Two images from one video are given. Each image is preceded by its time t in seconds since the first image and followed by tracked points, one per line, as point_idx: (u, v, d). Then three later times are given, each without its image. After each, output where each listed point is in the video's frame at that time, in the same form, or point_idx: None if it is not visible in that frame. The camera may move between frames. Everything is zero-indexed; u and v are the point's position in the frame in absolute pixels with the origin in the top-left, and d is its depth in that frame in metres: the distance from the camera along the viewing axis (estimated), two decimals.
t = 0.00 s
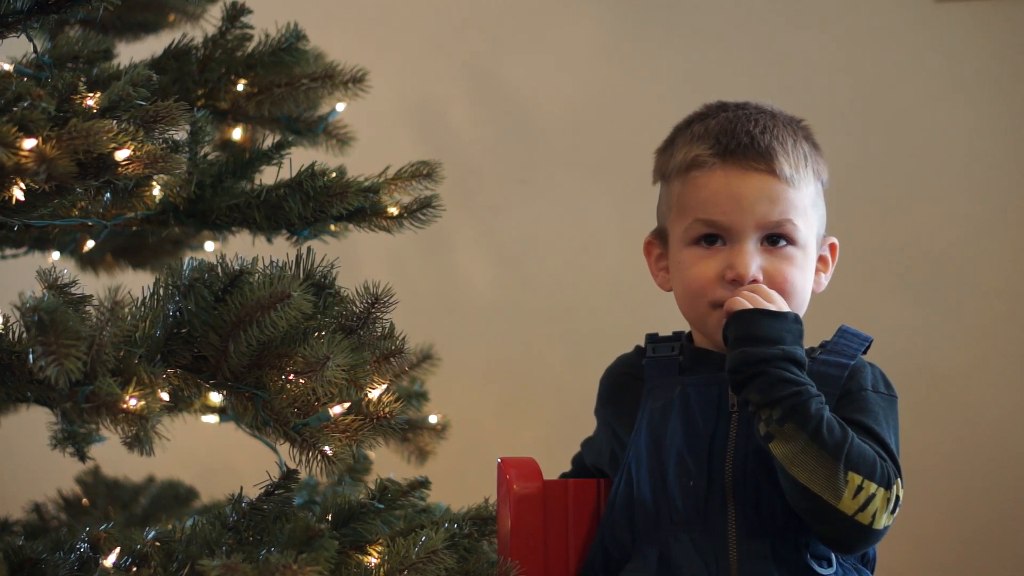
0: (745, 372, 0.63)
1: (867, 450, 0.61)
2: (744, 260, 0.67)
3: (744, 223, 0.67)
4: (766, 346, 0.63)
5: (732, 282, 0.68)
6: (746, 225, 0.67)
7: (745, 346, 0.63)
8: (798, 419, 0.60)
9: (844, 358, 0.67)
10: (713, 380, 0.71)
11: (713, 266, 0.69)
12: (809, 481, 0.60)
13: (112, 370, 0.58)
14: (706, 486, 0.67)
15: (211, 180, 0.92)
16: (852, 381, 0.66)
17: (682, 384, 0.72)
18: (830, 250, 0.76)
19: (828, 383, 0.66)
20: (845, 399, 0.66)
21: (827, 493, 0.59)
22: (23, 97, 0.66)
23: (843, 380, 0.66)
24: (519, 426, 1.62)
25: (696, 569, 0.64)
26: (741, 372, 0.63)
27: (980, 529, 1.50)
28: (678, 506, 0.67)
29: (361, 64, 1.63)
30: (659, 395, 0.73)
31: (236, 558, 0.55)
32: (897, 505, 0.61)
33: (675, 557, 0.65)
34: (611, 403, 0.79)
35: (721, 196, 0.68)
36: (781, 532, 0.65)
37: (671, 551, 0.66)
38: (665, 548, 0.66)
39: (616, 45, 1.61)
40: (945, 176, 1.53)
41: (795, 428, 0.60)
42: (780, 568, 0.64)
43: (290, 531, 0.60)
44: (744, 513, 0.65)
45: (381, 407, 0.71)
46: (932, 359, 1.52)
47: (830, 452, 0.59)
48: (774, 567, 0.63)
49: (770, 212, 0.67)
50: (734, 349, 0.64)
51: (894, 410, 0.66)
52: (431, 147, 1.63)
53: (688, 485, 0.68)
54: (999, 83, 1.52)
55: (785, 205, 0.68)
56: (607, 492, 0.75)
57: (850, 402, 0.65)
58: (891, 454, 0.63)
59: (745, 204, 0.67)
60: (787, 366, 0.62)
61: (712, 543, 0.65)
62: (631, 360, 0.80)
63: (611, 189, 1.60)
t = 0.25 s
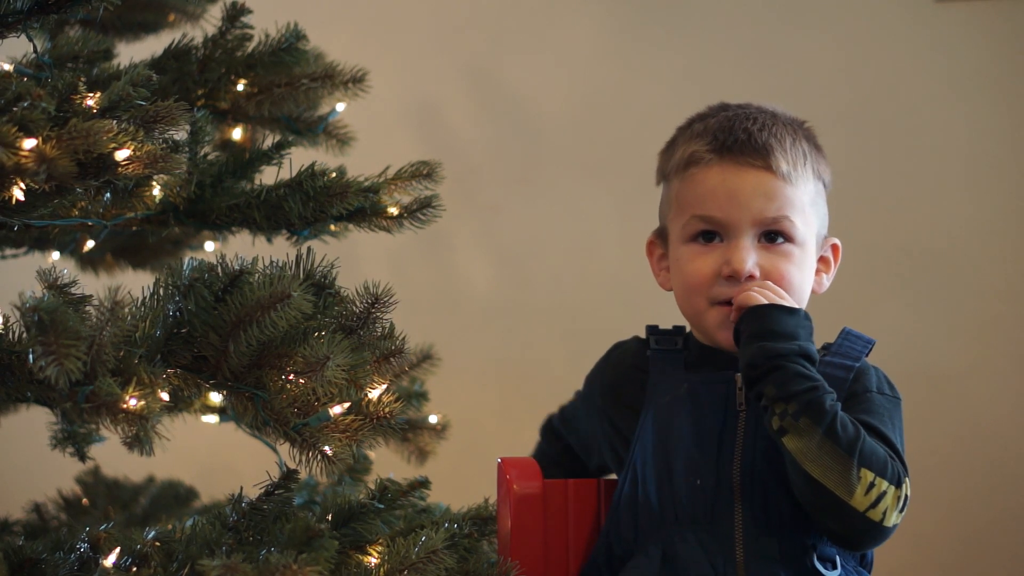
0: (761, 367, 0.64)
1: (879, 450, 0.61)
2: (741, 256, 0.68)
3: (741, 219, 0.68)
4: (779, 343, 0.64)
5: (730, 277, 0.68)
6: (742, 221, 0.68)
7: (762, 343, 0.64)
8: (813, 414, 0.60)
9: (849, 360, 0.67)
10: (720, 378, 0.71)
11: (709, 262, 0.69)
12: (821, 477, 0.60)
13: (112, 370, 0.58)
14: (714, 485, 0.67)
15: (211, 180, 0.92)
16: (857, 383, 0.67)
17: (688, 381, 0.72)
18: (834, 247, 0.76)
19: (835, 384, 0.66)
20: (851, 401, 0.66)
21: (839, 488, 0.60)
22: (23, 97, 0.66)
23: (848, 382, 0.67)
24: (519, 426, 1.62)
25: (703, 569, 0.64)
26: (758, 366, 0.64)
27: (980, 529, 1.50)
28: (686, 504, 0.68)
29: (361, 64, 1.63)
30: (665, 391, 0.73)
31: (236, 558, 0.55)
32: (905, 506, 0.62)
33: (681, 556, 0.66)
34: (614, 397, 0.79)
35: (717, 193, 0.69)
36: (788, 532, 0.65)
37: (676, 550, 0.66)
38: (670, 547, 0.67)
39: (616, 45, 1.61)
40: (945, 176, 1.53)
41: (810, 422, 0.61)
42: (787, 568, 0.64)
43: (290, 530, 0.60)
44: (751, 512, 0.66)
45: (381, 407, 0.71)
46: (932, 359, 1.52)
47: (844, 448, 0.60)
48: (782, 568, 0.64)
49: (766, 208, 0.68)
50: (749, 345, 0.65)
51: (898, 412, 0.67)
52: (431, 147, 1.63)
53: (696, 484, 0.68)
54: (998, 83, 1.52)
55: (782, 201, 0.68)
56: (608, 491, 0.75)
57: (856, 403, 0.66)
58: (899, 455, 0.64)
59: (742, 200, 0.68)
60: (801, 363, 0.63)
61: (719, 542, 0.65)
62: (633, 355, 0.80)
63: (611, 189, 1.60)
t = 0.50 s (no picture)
0: (774, 365, 0.67)
1: (887, 450, 0.65)
2: (740, 249, 0.72)
3: (742, 213, 0.72)
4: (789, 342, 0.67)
5: (729, 270, 0.72)
6: (744, 216, 0.72)
7: (773, 341, 0.68)
8: (826, 413, 0.64)
9: (848, 362, 0.70)
10: (721, 378, 0.73)
11: (710, 254, 0.73)
12: (833, 474, 0.64)
13: (112, 370, 0.58)
14: (718, 488, 0.70)
15: (211, 180, 0.92)
16: (858, 384, 0.70)
17: (688, 380, 0.74)
18: (834, 250, 0.79)
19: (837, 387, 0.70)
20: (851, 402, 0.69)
21: (851, 485, 0.63)
22: (23, 97, 0.66)
23: (850, 383, 0.70)
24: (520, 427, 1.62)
25: (705, 569, 0.67)
26: (771, 364, 0.67)
27: (980, 530, 1.50)
28: (688, 506, 0.70)
29: (361, 64, 1.63)
30: (665, 390, 0.74)
31: (236, 558, 0.55)
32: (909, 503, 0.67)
33: (685, 557, 0.68)
34: (611, 394, 0.80)
35: (720, 187, 0.73)
36: (787, 535, 0.69)
37: (679, 552, 0.69)
38: (673, 547, 0.69)
39: (615, 45, 1.61)
40: (945, 176, 1.53)
41: (823, 421, 0.64)
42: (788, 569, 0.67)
43: (290, 531, 0.60)
44: (753, 516, 0.69)
45: (381, 407, 0.71)
46: (933, 360, 1.52)
47: (856, 447, 0.64)
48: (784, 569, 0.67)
49: (767, 203, 0.72)
50: (759, 343, 0.68)
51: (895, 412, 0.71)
52: (431, 147, 1.63)
53: (698, 486, 0.70)
54: (998, 83, 1.52)
55: (783, 198, 0.73)
56: (606, 489, 0.76)
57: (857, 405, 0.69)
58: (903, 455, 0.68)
59: (744, 194, 0.72)
60: (812, 361, 0.67)
61: (721, 545, 0.68)
62: (632, 353, 0.81)
63: (611, 189, 1.60)
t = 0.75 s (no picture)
0: (789, 361, 0.69)
1: (896, 445, 0.69)
2: (739, 249, 0.74)
3: (740, 213, 0.74)
4: (801, 335, 0.70)
5: (727, 269, 0.74)
6: (742, 215, 0.74)
7: (788, 335, 0.70)
8: (841, 407, 0.67)
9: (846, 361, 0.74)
10: (721, 378, 0.75)
11: (708, 253, 0.75)
12: (848, 467, 0.67)
13: (112, 370, 0.58)
14: (724, 489, 0.72)
15: (211, 180, 0.92)
16: (857, 383, 0.74)
17: (686, 379, 0.76)
18: (825, 250, 0.81)
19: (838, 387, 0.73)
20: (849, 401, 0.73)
21: (864, 477, 0.67)
22: (23, 97, 0.66)
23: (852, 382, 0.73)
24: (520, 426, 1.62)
25: (712, 569, 0.69)
26: (786, 359, 0.69)
27: (979, 530, 1.50)
28: (693, 506, 0.72)
29: (361, 64, 1.63)
30: (663, 389, 0.76)
31: (236, 558, 0.55)
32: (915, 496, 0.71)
33: (691, 558, 0.70)
34: (610, 393, 0.80)
35: (719, 186, 0.75)
36: (791, 533, 0.71)
37: (685, 552, 0.71)
38: (678, 547, 0.71)
39: (615, 45, 1.61)
40: (945, 176, 1.53)
41: (838, 416, 0.67)
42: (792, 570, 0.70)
43: (290, 531, 0.60)
44: (757, 515, 0.71)
45: (381, 407, 0.71)
46: (933, 360, 1.52)
47: (868, 441, 0.68)
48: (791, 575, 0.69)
49: (765, 203, 0.74)
50: (772, 338, 0.71)
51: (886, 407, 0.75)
52: (431, 147, 1.63)
53: (704, 487, 0.72)
54: (998, 84, 1.52)
55: (779, 198, 0.75)
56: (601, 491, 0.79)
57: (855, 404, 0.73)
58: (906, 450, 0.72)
59: (742, 194, 0.74)
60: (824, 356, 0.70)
61: (727, 544, 0.71)
62: (628, 352, 0.81)
63: (611, 189, 1.60)
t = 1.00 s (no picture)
0: (807, 359, 0.71)
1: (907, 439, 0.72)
2: (739, 248, 0.74)
3: (741, 213, 0.75)
4: (815, 334, 0.72)
5: (728, 269, 0.75)
6: (743, 215, 0.75)
7: (807, 334, 0.72)
8: (860, 401, 0.70)
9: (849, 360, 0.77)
10: (727, 379, 0.76)
11: (708, 253, 0.76)
12: (867, 461, 0.69)
13: (112, 370, 0.58)
14: (736, 490, 0.73)
15: (211, 180, 0.92)
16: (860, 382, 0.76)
17: (688, 380, 0.77)
18: (821, 248, 0.83)
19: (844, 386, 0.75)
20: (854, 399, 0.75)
21: (883, 471, 0.69)
22: (23, 97, 0.66)
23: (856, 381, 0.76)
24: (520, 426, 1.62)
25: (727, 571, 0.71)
26: (804, 357, 0.71)
27: (980, 530, 1.50)
28: (704, 507, 0.73)
29: (361, 64, 1.63)
30: (665, 390, 0.76)
31: (236, 558, 0.55)
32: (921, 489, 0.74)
33: (705, 560, 0.71)
34: (612, 393, 0.80)
35: (719, 186, 0.76)
36: (800, 532, 0.73)
37: (699, 552, 0.72)
38: (692, 550, 0.72)
39: (616, 45, 1.61)
40: (945, 176, 1.53)
41: (855, 411, 0.69)
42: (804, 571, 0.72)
43: (290, 531, 0.60)
44: (768, 515, 0.73)
45: (381, 407, 0.71)
46: (933, 360, 1.52)
47: (884, 435, 0.70)
48: None
49: (766, 203, 0.75)
50: (789, 336, 0.72)
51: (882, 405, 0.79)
52: (431, 147, 1.63)
53: (715, 488, 0.73)
54: (999, 84, 1.52)
55: (780, 199, 0.76)
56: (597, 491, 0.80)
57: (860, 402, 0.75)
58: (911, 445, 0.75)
59: (744, 194, 0.75)
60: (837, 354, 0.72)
61: (740, 544, 0.72)
62: (628, 351, 0.81)
63: (611, 189, 1.61)
